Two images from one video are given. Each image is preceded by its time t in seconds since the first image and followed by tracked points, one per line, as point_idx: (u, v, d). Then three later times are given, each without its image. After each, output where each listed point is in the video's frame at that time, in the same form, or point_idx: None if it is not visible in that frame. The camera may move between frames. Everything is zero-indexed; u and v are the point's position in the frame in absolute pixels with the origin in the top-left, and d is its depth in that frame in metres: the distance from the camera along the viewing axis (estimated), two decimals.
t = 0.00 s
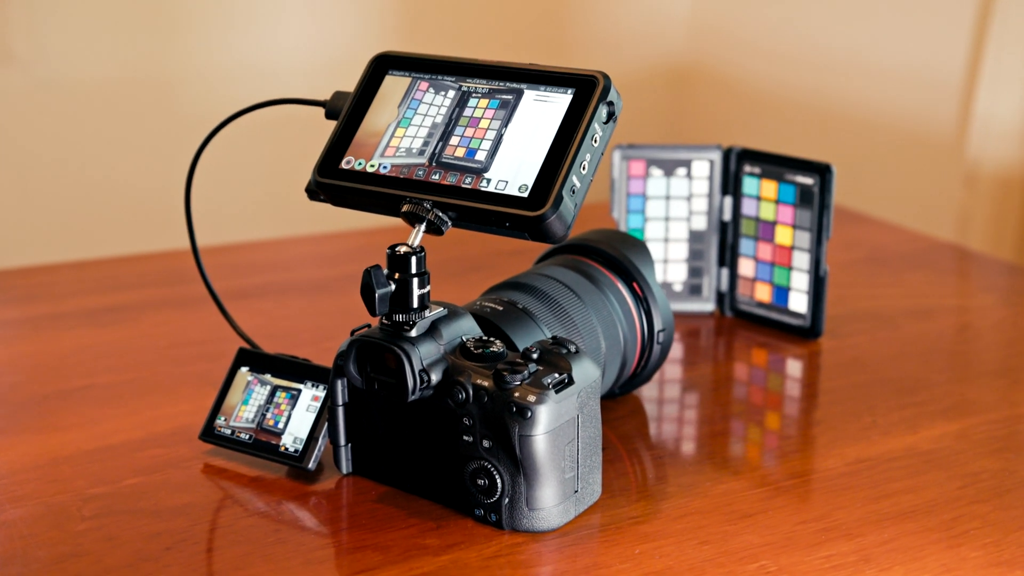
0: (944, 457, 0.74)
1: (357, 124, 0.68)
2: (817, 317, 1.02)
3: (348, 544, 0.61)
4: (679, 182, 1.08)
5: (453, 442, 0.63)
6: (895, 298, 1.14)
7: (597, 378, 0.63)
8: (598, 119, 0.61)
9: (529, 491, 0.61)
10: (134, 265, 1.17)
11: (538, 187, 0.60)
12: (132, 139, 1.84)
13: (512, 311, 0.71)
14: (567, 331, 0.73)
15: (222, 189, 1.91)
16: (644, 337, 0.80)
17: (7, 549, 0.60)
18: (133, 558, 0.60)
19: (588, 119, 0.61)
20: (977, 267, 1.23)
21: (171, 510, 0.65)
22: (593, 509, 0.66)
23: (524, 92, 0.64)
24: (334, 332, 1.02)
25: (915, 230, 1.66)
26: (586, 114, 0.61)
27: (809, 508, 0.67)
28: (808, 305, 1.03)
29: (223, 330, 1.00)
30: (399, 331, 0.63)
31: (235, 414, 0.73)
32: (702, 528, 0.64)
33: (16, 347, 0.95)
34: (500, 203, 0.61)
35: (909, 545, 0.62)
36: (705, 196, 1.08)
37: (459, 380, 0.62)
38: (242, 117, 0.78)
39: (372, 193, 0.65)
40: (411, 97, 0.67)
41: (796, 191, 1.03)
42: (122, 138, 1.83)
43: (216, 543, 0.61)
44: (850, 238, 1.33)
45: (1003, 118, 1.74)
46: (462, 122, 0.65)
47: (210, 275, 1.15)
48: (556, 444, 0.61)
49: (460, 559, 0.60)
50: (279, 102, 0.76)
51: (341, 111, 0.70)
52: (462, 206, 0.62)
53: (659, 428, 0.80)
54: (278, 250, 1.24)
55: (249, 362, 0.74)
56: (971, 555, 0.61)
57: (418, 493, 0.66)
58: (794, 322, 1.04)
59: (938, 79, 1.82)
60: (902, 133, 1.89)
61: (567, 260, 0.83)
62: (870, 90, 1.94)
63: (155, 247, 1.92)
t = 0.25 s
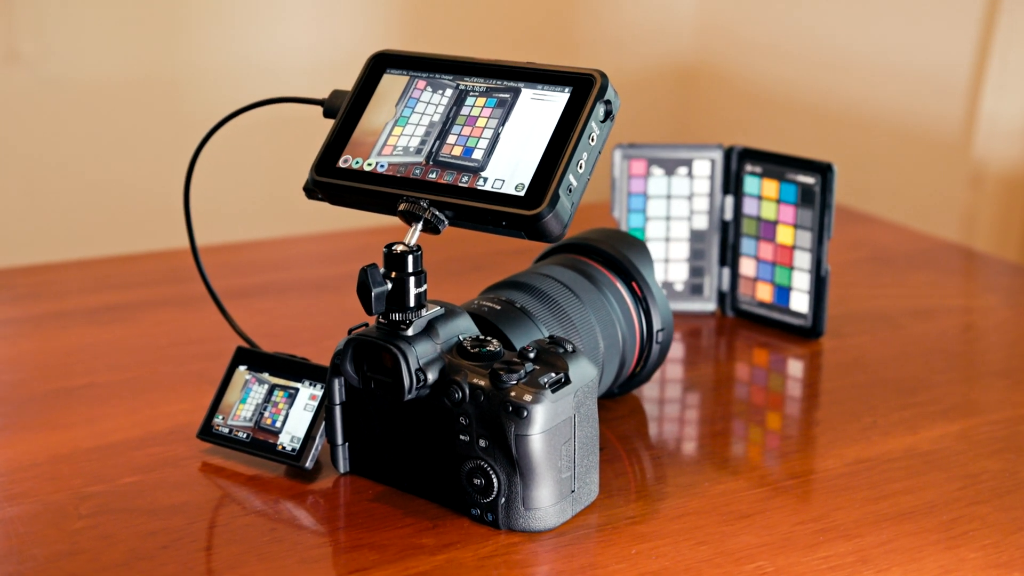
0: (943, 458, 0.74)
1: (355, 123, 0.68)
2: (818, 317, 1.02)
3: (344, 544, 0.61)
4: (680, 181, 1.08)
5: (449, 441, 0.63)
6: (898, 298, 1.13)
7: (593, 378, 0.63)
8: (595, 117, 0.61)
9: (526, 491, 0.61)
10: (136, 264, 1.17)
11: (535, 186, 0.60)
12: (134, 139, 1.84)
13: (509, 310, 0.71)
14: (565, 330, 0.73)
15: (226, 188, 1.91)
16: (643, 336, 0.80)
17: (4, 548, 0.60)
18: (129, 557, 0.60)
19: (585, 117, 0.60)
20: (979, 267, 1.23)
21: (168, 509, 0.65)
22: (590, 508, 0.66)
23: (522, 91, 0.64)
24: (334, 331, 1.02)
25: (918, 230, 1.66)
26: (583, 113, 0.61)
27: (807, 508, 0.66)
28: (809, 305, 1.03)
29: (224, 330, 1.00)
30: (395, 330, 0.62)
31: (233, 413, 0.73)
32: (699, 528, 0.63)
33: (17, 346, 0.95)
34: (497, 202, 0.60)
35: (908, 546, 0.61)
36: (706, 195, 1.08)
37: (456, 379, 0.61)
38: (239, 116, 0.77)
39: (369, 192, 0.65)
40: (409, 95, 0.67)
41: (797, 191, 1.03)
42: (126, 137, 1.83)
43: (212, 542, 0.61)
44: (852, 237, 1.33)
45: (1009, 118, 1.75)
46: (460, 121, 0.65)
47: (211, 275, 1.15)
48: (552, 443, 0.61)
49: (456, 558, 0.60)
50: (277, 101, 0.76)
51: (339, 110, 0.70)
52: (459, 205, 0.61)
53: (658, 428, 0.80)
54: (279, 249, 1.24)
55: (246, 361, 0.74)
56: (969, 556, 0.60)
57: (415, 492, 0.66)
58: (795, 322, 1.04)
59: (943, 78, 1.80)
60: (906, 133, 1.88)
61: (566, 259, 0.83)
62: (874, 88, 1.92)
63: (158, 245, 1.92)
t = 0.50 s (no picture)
0: (941, 458, 0.74)
1: (352, 121, 0.67)
2: (820, 316, 1.01)
3: (339, 543, 0.61)
4: (681, 180, 1.08)
5: (445, 441, 0.63)
6: (901, 298, 1.13)
7: (589, 378, 0.62)
8: (592, 116, 0.61)
9: (521, 491, 0.61)
10: (137, 262, 1.17)
11: (530, 185, 0.60)
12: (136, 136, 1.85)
13: (507, 309, 0.71)
14: (563, 329, 0.73)
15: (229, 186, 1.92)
16: (642, 336, 0.80)
17: None
18: (123, 555, 0.60)
19: (581, 115, 0.60)
20: (982, 266, 1.22)
21: (164, 507, 0.65)
22: (587, 509, 0.65)
23: (518, 89, 0.64)
24: (333, 329, 1.02)
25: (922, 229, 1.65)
26: (580, 111, 0.61)
27: (803, 509, 0.66)
28: (810, 304, 1.02)
29: (223, 327, 1.00)
30: (391, 329, 0.62)
31: (230, 412, 0.73)
32: (697, 529, 0.63)
33: (18, 343, 0.95)
34: (493, 200, 0.60)
35: (905, 547, 0.61)
36: (708, 194, 1.07)
37: (451, 378, 0.61)
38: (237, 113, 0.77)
39: (365, 190, 0.64)
40: (405, 94, 0.67)
41: (798, 189, 1.02)
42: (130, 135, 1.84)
43: (206, 540, 0.61)
44: (855, 236, 1.33)
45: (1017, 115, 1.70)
46: (456, 119, 0.65)
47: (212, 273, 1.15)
48: (547, 443, 0.60)
49: (451, 558, 0.59)
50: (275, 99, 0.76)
51: (336, 108, 0.70)
52: (454, 203, 0.61)
53: (658, 427, 0.80)
54: (281, 248, 1.24)
55: (243, 359, 0.74)
56: (966, 558, 0.60)
57: (411, 491, 0.66)
58: (797, 322, 1.03)
59: (950, 76, 1.78)
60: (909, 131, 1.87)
61: (565, 258, 0.83)
62: (880, 87, 1.91)
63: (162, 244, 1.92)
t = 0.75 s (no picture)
0: (941, 459, 0.73)
1: (348, 119, 0.67)
2: (821, 316, 1.01)
3: (332, 542, 0.61)
4: (683, 179, 1.07)
5: (439, 440, 0.63)
6: (904, 298, 1.12)
7: (584, 378, 0.62)
8: (587, 114, 0.61)
9: (515, 491, 0.61)
10: (139, 260, 1.17)
11: (524, 184, 0.59)
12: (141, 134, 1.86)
13: (503, 309, 0.71)
14: (559, 329, 0.73)
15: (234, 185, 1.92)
16: (640, 335, 0.79)
17: None
18: (116, 554, 0.60)
19: (576, 114, 0.60)
20: (987, 266, 1.22)
21: (159, 506, 0.65)
22: (582, 509, 0.65)
23: (514, 87, 0.63)
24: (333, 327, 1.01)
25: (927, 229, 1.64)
26: (574, 110, 0.60)
27: (799, 509, 0.66)
28: (812, 304, 1.02)
29: (224, 326, 1.00)
30: (385, 327, 0.62)
31: (226, 411, 0.73)
32: (692, 529, 0.63)
33: (19, 341, 0.95)
34: (487, 199, 0.60)
35: (901, 548, 0.61)
36: (709, 193, 1.07)
37: (445, 377, 0.61)
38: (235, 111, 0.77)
39: (361, 189, 0.64)
40: (402, 92, 0.67)
41: (800, 189, 1.02)
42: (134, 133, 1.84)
43: (199, 540, 0.61)
44: (858, 235, 1.32)
45: None
46: (451, 117, 0.64)
47: (214, 272, 1.15)
48: (541, 443, 0.60)
49: (444, 558, 0.59)
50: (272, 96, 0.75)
51: (333, 107, 0.69)
52: (449, 202, 0.61)
53: (656, 427, 0.79)
54: (282, 246, 1.24)
55: (240, 358, 0.74)
56: (963, 560, 0.59)
57: (406, 491, 0.66)
58: (798, 321, 1.03)
59: (959, 75, 1.76)
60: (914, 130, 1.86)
61: (564, 257, 0.82)
62: (887, 85, 1.90)
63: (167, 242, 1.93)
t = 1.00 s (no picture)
0: (940, 460, 0.73)
1: (343, 117, 0.67)
2: (822, 316, 1.00)
3: (325, 542, 0.61)
4: (683, 178, 1.07)
5: (433, 439, 0.63)
6: (907, 298, 1.12)
7: (579, 377, 0.62)
8: (581, 113, 0.60)
9: (509, 491, 0.60)
10: (141, 259, 1.17)
11: (519, 182, 0.59)
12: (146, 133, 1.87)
13: (499, 308, 0.71)
14: (556, 328, 0.73)
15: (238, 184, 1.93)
16: (638, 335, 0.79)
17: None
18: (108, 553, 0.60)
19: (570, 113, 0.60)
20: (991, 266, 1.21)
21: (153, 505, 0.65)
22: (578, 509, 0.65)
23: (509, 85, 0.63)
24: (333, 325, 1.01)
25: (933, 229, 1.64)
26: (569, 108, 0.60)
27: (795, 510, 0.65)
28: (813, 303, 1.01)
29: (224, 325, 1.00)
30: (379, 326, 0.62)
31: (222, 410, 0.72)
32: (687, 529, 0.62)
33: (19, 339, 0.96)
34: (481, 197, 0.60)
35: (897, 550, 0.60)
36: (710, 192, 1.06)
37: (439, 377, 0.61)
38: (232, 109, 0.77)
39: (355, 187, 0.64)
40: (397, 91, 0.66)
41: (801, 188, 1.01)
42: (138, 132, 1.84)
43: (192, 539, 0.61)
44: (862, 235, 1.32)
45: None
46: (446, 116, 0.64)
47: (215, 271, 1.15)
48: (535, 442, 0.60)
49: (437, 558, 0.59)
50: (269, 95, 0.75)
51: (328, 105, 0.69)
52: (443, 200, 0.61)
53: (654, 427, 0.79)
54: (282, 246, 1.24)
55: (236, 357, 0.74)
56: (960, 561, 0.59)
57: (401, 490, 0.65)
58: (799, 321, 1.02)
59: (968, 74, 1.74)
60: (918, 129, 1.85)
61: (562, 256, 0.82)
62: (892, 84, 1.90)
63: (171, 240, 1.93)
